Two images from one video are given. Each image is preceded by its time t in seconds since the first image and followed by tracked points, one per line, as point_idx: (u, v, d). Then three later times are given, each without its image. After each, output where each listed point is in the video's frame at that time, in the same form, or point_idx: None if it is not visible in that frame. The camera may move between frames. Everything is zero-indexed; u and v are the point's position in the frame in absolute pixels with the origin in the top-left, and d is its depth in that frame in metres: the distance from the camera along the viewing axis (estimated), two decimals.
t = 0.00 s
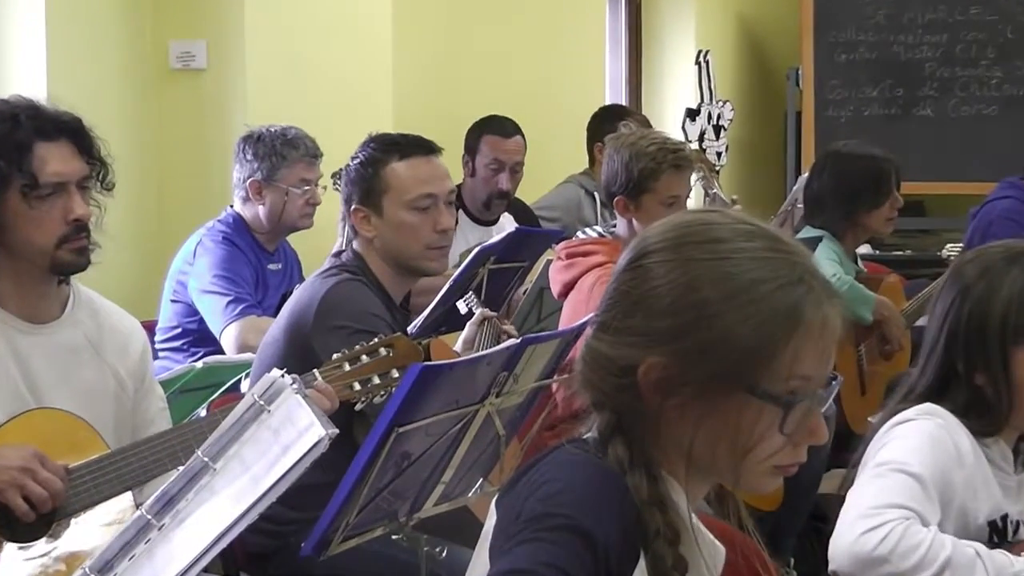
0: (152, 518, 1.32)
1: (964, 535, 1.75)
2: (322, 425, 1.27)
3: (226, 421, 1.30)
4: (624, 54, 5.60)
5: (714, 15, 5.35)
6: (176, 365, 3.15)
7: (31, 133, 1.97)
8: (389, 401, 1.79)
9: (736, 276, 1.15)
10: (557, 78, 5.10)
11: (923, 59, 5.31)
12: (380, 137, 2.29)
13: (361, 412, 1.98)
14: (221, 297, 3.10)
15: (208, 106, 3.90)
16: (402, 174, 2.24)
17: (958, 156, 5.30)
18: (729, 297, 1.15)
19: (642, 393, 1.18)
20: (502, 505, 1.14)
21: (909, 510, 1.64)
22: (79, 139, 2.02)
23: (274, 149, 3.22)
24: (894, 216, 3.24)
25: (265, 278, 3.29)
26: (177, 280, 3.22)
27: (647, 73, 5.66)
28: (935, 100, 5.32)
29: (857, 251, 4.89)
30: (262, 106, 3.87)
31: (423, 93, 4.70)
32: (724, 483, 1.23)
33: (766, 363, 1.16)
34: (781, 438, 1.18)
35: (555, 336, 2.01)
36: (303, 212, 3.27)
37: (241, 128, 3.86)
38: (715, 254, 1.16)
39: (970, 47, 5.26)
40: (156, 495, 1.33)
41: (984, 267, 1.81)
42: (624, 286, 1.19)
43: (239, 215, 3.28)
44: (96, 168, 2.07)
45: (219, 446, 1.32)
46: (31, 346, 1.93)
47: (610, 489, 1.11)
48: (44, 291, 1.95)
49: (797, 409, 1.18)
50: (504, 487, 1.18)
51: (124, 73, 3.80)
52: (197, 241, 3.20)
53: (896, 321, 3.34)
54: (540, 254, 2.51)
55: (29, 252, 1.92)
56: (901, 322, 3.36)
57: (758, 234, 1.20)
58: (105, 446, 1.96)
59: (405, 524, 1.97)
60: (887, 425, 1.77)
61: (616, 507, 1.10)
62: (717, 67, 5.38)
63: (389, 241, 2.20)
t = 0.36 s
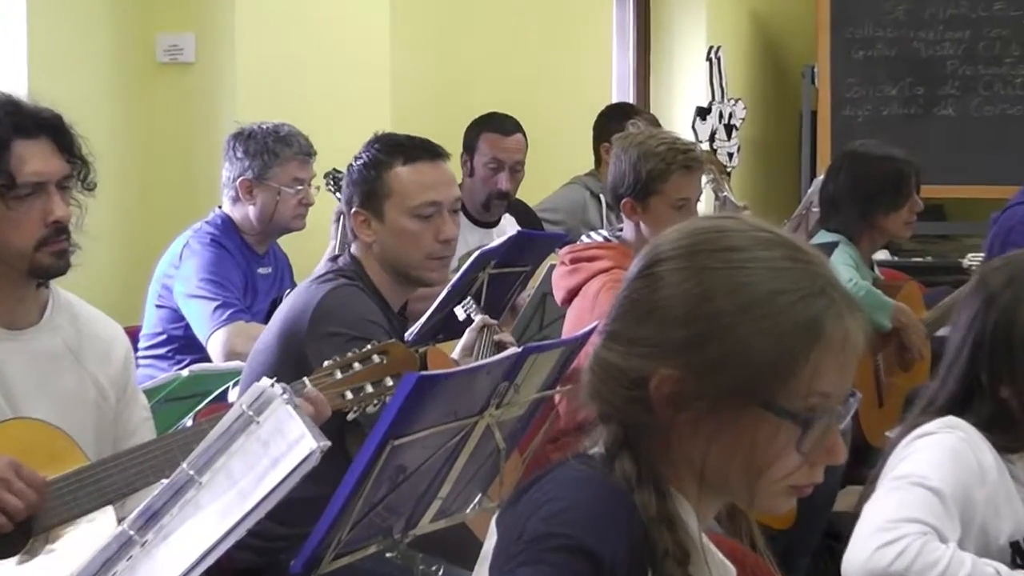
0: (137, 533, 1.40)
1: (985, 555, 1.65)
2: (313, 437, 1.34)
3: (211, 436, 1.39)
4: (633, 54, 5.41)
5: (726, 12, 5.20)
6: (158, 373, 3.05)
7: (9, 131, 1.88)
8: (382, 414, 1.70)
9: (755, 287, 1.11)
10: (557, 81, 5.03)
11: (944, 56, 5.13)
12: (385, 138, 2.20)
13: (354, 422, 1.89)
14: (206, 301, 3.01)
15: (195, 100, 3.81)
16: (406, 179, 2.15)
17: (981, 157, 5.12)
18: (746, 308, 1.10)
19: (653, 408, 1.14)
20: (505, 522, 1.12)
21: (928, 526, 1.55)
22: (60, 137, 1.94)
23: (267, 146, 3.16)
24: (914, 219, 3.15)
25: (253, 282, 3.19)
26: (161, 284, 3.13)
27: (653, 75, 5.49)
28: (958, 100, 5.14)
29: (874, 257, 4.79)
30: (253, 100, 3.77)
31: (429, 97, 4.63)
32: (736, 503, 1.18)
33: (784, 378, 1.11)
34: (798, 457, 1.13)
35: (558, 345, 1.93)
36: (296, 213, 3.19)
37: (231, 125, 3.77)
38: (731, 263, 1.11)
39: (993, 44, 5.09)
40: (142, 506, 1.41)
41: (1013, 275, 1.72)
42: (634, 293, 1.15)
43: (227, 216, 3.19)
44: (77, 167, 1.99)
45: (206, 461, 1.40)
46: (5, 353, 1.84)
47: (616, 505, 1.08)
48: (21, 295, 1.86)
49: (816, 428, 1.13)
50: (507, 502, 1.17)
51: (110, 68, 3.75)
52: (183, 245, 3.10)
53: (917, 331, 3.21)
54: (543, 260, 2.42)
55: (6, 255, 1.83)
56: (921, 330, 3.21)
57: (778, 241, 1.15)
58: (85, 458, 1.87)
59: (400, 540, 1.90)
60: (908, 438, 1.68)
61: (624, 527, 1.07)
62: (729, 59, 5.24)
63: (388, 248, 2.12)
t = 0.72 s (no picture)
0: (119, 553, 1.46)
1: None
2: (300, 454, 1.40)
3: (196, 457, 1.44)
4: (643, 44, 5.28)
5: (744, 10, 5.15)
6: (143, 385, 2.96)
7: None
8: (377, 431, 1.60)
9: (777, 299, 1.07)
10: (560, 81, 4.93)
11: (973, 52, 5.07)
12: (370, 136, 2.11)
13: (347, 435, 1.80)
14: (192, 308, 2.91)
15: (180, 98, 3.72)
16: (393, 179, 2.06)
17: (1004, 158, 5.05)
18: (766, 320, 1.07)
19: (669, 425, 1.10)
20: (510, 543, 1.09)
21: (964, 544, 1.44)
22: (36, 135, 1.84)
23: (257, 145, 3.06)
24: (939, 225, 3.03)
25: (242, 290, 3.09)
26: (144, 290, 3.02)
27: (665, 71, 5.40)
28: (986, 98, 5.07)
29: (899, 266, 4.68)
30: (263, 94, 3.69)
31: (433, 97, 4.57)
32: (755, 526, 1.15)
33: (805, 396, 1.08)
34: (821, 479, 1.10)
35: (564, 356, 1.84)
36: (287, 216, 3.09)
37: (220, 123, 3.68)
38: (752, 274, 1.08)
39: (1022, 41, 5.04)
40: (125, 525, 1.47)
41: None
42: (650, 303, 1.12)
43: (214, 219, 3.09)
44: (54, 167, 1.89)
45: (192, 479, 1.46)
46: None
47: (625, 521, 1.05)
48: None
49: (840, 448, 1.10)
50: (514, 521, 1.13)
51: (85, 60, 3.62)
52: (168, 249, 3.01)
53: (941, 343, 3.09)
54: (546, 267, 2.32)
55: None
56: (946, 343, 3.10)
57: (801, 249, 1.11)
58: (61, 474, 1.78)
59: (395, 563, 1.80)
60: (938, 455, 1.58)
61: (632, 547, 1.03)
62: (744, 56, 5.17)
63: (377, 252, 2.02)
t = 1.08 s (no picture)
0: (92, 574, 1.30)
1: None
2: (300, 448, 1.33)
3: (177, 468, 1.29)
4: (648, 31, 5.13)
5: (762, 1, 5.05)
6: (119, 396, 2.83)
7: None
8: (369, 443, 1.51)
9: (797, 307, 1.04)
10: (558, 77, 4.85)
11: (999, 44, 4.96)
12: (372, 135, 2.00)
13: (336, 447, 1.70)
14: (173, 312, 2.81)
15: (159, 91, 3.61)
16: (395, 182, 1.96)
17: None
18: (785, 328, 1.04)
19: (684, 437, 1.07)
20: (514, 559, 1.08)
21: (999, 561, 1.35)
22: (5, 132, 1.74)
23: (241, 140, 2.98)
24: (964, 226, 2.94)
25: (225, 296, 2.98)
26: (121, 295, 2.90)
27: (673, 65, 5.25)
28: (1012, 92, 4.97)
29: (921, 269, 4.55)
30: (258, 97, 3.63)
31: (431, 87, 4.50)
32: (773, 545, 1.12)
33: (826, 408, 1.04)
34: (843, 494, 1.07)
35: (568, 364, 1.75)
36: (272, 218, 2.99)
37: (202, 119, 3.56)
38: (772, 278, 1.05)
39: None
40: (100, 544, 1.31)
41: None
42: (664, 308, 1.08)
43: (196, 219, 2.99)
44: (26, 166, 1.79)
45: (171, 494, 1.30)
46: None
47: (640, 538, 1.03)
48: None
49: (864, 463, 1.06)
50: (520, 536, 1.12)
51: (59, 53, 3.50)
52: (146, 252, 2.90)
53: (964, 351, 3.02)
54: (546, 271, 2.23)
55: None
56: (968, 352, 3.02)
57: (823, 253, 1.08)
58: (33, 489, 1.68)
59: None
60: (974, 468, 1.48)
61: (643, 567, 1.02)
62: (755, 45, 4.97)
63: (373, 259, 1.92)
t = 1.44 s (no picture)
0: None
1: None
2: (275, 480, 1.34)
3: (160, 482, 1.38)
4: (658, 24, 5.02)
5: None
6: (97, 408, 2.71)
7: None
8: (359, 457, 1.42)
9: (811, 311, 1.02)
10: (563, 71, 4.72)
11: None
12: (355, 127, 1.92)
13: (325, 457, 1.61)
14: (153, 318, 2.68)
15: (142, 83, 3.47)
16: (379, 174, 1.86)
17: None
18: (799, 333, 1.02)
19: (694, 448, 1.06)
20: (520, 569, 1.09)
21: None
22: None
23: (224, 134, 2.86)
24: (993, 224, 2.85)
25: (208, 298, 2.89)
26: (98, 300, 2.79)
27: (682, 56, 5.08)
28: None
29: (947, 269, 4.43)
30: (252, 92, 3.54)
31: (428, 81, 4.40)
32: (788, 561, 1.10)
33: (843, 418, 1.03)
34: (863, 508, 1.06)
35: (571, 370, 1.64)
36: (257, 216, 2.88)
37: (183, 111, 3.43)
38: (786, 280, 1.03)
39: None
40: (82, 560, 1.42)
41: None
42: (673, 311, 1.07)
43: (176, 218, 2.88)
44: None
45: (154, 508, 1.40)
46: None
47: (639, 554, 1.02)
48: None
49: (884, 477, 1.05)
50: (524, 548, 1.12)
51: (30, 42, 3.41)
52: (124, 253, 2.80)
53: (992, 355, 2.90)
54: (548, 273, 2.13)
55: None
56: (997, 355, 2.91)
57: (840, 254, 1.05)
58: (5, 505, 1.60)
59: None
60: (1008, 479, 1.40)
61: None
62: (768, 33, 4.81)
63: (359, 257, 1.83)
